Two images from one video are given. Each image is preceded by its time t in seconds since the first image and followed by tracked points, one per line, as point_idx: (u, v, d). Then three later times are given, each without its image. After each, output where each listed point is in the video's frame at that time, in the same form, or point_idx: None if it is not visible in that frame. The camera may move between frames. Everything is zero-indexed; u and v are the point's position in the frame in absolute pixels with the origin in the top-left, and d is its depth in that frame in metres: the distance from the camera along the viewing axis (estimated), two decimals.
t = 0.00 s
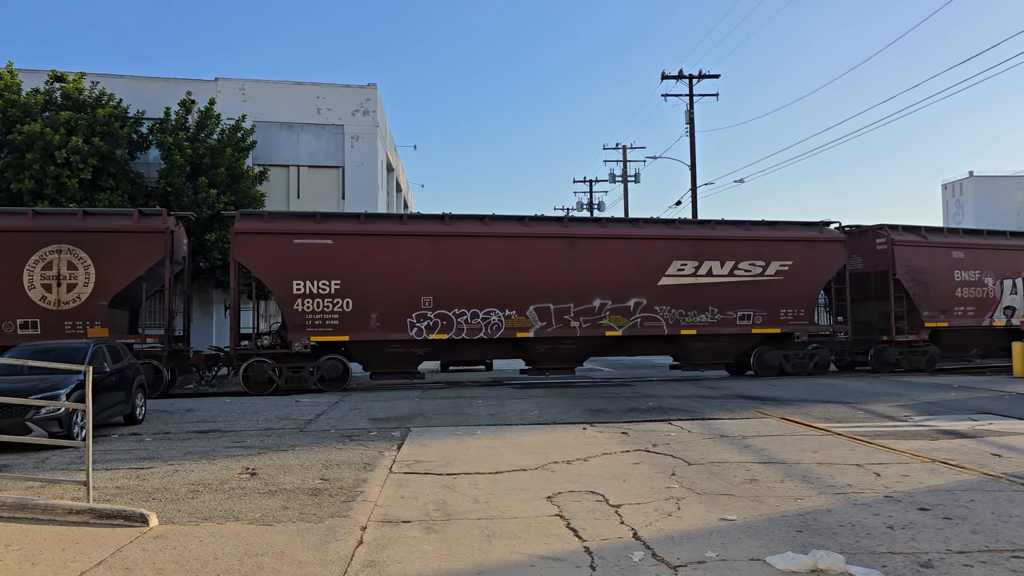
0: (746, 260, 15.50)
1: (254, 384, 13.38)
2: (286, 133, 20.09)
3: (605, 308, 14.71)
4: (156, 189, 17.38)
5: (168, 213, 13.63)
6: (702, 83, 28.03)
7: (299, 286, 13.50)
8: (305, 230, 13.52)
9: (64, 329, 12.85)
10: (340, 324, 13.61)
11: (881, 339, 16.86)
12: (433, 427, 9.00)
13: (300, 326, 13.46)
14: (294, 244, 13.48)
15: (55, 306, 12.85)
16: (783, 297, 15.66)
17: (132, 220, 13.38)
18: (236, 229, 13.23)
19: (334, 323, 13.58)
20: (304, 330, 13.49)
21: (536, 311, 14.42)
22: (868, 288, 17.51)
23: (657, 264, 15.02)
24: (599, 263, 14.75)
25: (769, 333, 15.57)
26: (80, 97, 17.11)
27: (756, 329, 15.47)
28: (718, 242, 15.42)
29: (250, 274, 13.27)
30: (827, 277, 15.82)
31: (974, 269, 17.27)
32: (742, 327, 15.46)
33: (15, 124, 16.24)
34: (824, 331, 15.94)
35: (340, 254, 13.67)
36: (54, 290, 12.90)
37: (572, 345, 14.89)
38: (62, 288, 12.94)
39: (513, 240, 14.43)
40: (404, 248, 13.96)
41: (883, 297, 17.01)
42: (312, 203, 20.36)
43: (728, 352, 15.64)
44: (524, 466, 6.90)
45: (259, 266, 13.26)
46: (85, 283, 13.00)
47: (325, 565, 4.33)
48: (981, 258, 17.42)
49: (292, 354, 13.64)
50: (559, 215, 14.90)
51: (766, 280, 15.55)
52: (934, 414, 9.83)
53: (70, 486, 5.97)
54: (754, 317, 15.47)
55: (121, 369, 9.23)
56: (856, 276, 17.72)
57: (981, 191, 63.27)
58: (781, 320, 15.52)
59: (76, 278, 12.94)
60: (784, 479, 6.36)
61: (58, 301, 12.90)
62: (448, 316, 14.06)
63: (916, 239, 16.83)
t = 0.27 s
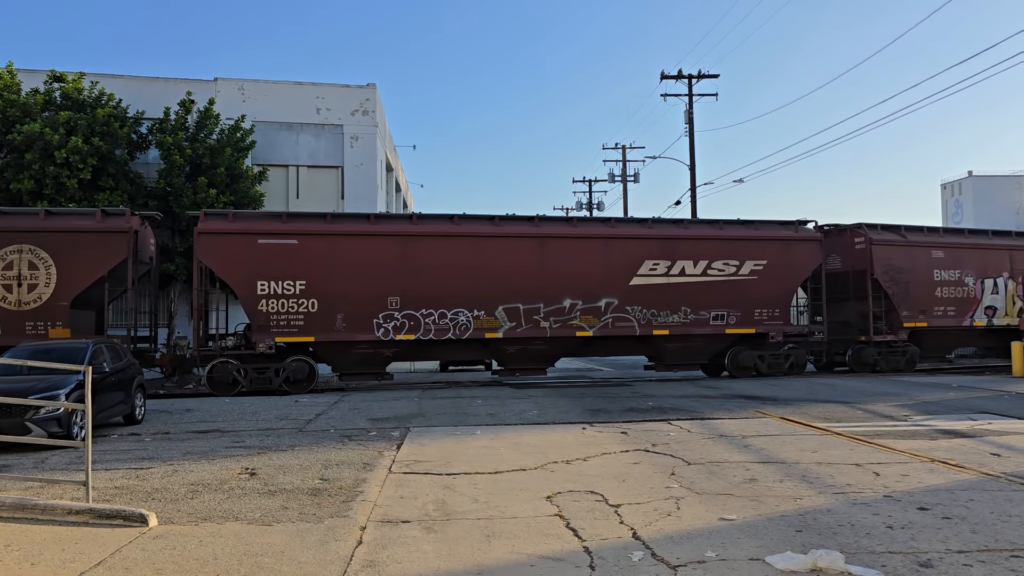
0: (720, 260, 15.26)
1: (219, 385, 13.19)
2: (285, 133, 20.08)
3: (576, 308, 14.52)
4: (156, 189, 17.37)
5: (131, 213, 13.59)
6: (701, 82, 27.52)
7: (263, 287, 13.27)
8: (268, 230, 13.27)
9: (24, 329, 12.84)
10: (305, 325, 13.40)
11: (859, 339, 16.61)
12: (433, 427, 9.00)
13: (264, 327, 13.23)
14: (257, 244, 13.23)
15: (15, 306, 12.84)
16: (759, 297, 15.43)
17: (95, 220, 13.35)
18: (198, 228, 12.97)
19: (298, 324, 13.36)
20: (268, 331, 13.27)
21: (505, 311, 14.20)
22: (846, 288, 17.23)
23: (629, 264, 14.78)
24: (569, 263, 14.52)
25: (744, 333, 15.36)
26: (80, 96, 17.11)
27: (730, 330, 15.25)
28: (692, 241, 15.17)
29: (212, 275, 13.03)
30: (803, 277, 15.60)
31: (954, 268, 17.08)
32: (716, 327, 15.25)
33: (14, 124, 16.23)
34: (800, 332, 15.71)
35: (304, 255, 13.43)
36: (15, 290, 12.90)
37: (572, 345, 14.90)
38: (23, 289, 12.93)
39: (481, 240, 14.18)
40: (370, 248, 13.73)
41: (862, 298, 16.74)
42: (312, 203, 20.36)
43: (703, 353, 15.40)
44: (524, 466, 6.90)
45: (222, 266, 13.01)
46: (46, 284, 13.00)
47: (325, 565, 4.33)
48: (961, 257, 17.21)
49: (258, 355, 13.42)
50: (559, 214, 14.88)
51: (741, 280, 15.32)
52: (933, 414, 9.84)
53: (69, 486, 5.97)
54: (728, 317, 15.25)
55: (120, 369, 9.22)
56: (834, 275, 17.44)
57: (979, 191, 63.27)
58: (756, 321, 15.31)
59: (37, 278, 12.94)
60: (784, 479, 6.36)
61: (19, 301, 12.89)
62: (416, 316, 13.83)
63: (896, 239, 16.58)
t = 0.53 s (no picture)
0: (693, 259, 15.23)
1: (184, 386, 13.18)
2: (285, 133, 20.08)
3: (546, 308, 14.50)
4: (155, 189, 17.39)
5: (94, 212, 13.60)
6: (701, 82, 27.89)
7: (228, 287, 13.26)
8: (234, 230, 13.26)
9: None
10: (270, 325, 13.37)
11: (836, 339, 16.55)
12: (433, 427, 9.00)
13: (229, 328, 13.22)
14: (222, 244, 13.23)
15: None
16: (732, 297, 15.40)
17: (57, 220, 13.35)
18: (163, 229, 12.96)
19: (263, 324, 13.34)
20: (233, 331, 13.25)
21: (474, 311, 14.17)
22: (824, 288, 17.19)
23: (600, 263, 14.74)
24: (540, 262, 14.49)
25: (717, 333, 15.33)
26: (79, 96, 17.10)
27: (703, 329, 15.22)
28: (665, 240, 15.13)
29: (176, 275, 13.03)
30: (777, 277, 15.55)
31: (933, 268, 17.02)
32: (689, 327, 15.21)
33: (14, 124, 16.23)
34: (775, 331, 15.65)
35: (271, 255, 13.42)
36: None
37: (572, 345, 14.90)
38: None
39: (451, 239, 14.16)
40: (338, 248, 13.72)
41: (840, 297, 16.67)
42: (312, 203, 20.35)
43: (677, 353, 15.37)
44: (524, 466, 6.90)
45: (185, 267, 13.01)
46: (8, 284, 12.99)
47: (325, 565, 4.33)
48: (941, 257, 17.16)
49: (223, 356, 13.40)
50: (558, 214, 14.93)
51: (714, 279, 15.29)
52: (933, 413, 9.84)
53: (70, 486, 5.97)
54: (701, 317, 15.22)
55: (120, 369, 9.22)
56: (811, 275, 17.38)
57: (979, 191, 63.28)
58: (729, 321, 15.27)
59: None
60: (784, 478, 6.36)
61: None
62: (384, 316, 13.82)
63: (874, 238, 16.58)
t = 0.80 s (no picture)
0: (665, 258, 15.20)
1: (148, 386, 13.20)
2: (284, 132, 20.08)
3: (515, 307, 14.47)
4: (155, 188, 17.41)
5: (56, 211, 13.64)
6: (701, 81, 27.95)
7: (191, 287, 13.26)
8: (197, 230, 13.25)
9: None
10: (234, 325, 13.36)
11: (813, 339, 16.55)
12: (433, 426, 9.01)
13: (192, 328, 13.20)
14: (186, 243, 13.22)
15: None
16: (704, 296, 15.35)
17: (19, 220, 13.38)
18: (125, 229, 12.95)
19: (226, 323, 13.33)
20: (197, 331, 13.24)
21: (442, 311, 14.16)
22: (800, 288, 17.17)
23: (569, 262, 14.72)
24: (509, 261, 14.47)
25: (690, 333, 15.29)
26: (79, 96, 17.07)
27: (675, 329, 15.18)
28: (636, 239, 15.10)
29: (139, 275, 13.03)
30: (749, 275, 15.50)
31: (912, 267, 17.02)
32: (661, 327, 15.17)
33: (13, 123, 16.23)
34: (749, 331, 15.63)
35: (235, 254, 13.42)
36: None
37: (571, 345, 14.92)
38: None
39: (419, 238, 14.16)
40: (305, 247, 13.71)
41: (817, 296, 16.65)
42: (312, 203, 20.35)
43: (648, 353, 15.33)
44: (524, 465, 6.91)
45: (148, 266, 13.01)
46: None
47: (325, 564, 4.33)
48: (919, 256, 17.14)
49: (188, 356, 13.40)
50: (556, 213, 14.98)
51: (686, 279, 15.25)
52: (933, 412, 9.85)
53: (69, 486, 5.97)
54: (673, 317, 15.18)
55: (119, 369, 9.22)
56: (788, 274, 17.37)
57: (979, 189, 63.28)
58: (702, 320, 15.24)
59: None
60: (784, 478, 6.37)
61: None
62: (350, 316, 13.82)
63: (851, 237, 16.57)
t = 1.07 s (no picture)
0: (636, 257, 15.18)
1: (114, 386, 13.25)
2: (283, 132, 20.07)
3: (482, 307, 14.46)
4: (154, 188, 17.43)
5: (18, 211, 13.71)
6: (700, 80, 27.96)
7: (153, 287, 13.25)
8: (159, 229, 13.24)
9: None
10: (197, 325, 13.35)
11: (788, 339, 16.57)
12: (433, 426, 9.01)
13: (154, 328, 13.21)
14: (147, 243, 13.21)
15: None
16: (675, 295, 15.35)
17: None
18: (86, 229, 12.95)
19: (189, 323, 13.32)
20: (159, 331, 13.24)
21: (409, 311, 14.15)
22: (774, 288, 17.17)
23: (537, 262, 14.71)
24: (476, 261, 14.46)
25: (660, 332, 15.28)
26: (78, 96, 17.04)
27: (645, 328, 15.17)
28: (606, 238, 15.09)
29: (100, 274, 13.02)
30: (720, 274, 15.48)
31: (889, 266, 17.01)
32: (631, 326, 15.15)
33: (12, 123, 16.22)
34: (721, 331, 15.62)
35: (198, 254, 13.41)
36: None
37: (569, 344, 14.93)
38: None
39: (386, 237, 14.17)
40: (271, 247, 13.70)
41: (791, 296, 16.64)
42: (311, 203, 20.36)
43: (619, 353, 15.34)
44: (523, 464, 6.91)
45: (108, 266, 13.00)
46: None
47: (324, 564, 4.33)
48: (896, 255, 17.14)
49: (153, 356, 13.43)
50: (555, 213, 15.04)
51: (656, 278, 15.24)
52: (932, 411, 9.84)
53: (67, 486, 5.97)
54: (644, 316, 15.17)
55: (118, 369, 9.20)
56: (763, 274, 17.37)
57: (979, 189, 63.27)
58: (672, 319, 15.24)
59: None
60: (783, 477, 6.37)
61: None
62: (315, 316, 13.79)
63: (826, 236, 16.58)
